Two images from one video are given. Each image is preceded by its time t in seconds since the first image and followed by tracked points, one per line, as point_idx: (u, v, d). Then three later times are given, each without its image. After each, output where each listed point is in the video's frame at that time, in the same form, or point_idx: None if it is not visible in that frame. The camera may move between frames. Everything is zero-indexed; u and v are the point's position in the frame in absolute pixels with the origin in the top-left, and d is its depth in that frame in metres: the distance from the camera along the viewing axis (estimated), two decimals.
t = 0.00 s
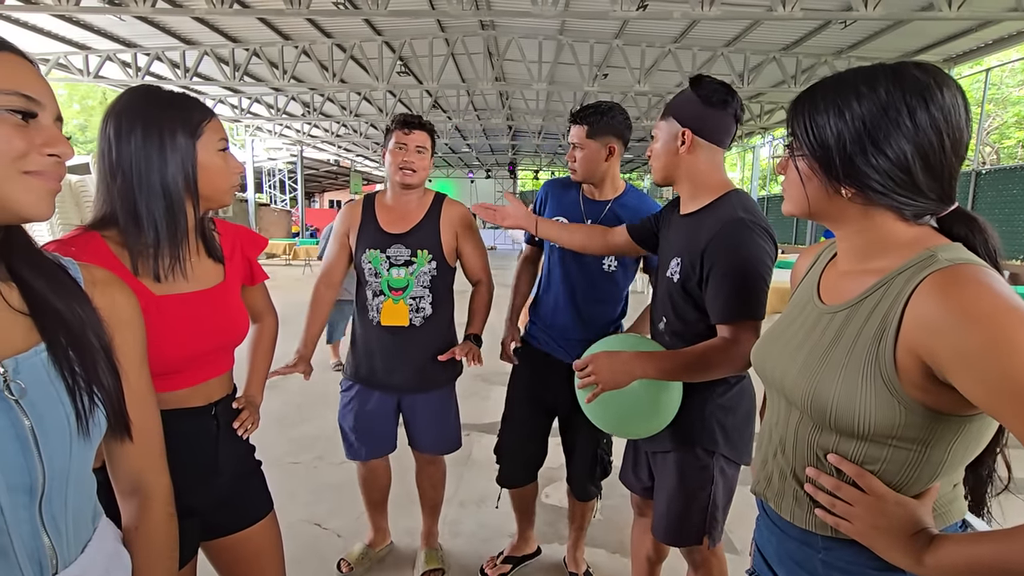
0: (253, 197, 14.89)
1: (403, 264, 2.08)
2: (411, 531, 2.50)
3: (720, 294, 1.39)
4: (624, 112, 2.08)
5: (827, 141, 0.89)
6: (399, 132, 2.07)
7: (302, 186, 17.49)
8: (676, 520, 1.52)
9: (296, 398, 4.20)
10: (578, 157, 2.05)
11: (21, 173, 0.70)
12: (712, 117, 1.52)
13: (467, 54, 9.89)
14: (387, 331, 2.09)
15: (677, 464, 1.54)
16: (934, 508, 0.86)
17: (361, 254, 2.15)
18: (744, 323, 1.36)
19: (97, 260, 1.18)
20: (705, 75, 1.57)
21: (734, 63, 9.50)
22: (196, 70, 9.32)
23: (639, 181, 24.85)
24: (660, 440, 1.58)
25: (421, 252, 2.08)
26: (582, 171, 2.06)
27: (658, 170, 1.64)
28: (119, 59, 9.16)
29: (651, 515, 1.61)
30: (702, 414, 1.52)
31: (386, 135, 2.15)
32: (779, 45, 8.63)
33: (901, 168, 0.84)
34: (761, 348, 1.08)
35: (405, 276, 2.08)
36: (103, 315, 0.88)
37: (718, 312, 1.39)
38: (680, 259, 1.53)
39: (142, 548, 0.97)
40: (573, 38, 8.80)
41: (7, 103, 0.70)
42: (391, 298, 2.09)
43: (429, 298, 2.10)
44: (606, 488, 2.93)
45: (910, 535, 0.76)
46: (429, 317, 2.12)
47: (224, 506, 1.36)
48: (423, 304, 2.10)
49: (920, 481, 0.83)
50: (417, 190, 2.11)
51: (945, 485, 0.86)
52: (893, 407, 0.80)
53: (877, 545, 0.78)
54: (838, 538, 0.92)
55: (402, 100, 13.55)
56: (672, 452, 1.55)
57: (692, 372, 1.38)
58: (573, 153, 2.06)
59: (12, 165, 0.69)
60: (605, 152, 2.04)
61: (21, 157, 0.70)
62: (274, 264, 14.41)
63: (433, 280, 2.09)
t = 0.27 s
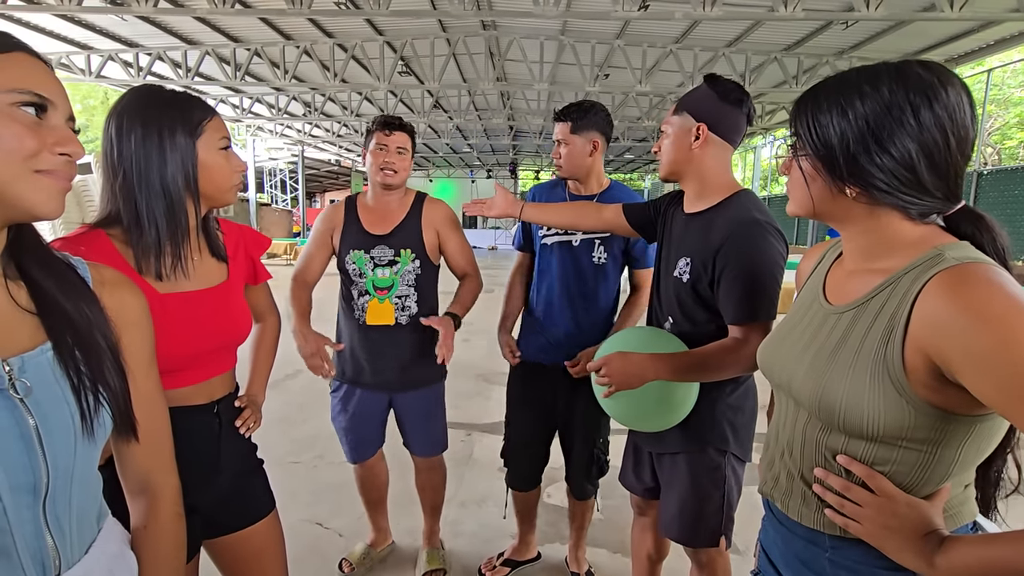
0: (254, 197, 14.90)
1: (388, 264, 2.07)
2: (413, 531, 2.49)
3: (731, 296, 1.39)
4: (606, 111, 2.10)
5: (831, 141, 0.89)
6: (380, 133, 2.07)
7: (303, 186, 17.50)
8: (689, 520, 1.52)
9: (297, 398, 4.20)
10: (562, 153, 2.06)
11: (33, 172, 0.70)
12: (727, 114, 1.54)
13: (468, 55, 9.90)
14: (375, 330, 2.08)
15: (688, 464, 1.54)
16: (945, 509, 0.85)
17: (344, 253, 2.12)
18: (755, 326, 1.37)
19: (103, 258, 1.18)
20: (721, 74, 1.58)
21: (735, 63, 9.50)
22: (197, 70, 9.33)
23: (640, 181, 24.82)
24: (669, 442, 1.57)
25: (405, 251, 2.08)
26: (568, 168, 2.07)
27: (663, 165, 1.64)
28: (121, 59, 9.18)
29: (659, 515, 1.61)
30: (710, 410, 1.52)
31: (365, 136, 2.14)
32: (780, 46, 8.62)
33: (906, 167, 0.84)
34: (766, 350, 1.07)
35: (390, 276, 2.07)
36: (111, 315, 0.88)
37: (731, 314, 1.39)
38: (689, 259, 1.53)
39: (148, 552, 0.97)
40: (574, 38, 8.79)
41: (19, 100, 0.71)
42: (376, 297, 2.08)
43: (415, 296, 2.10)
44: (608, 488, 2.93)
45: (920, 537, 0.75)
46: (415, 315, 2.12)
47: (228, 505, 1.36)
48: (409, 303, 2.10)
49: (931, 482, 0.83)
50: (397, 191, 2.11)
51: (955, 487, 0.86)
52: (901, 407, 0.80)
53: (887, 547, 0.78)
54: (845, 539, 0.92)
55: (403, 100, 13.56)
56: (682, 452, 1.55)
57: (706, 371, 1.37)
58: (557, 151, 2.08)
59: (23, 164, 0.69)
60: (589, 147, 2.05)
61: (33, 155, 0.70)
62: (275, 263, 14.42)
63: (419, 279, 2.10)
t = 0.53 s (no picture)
0: (256, 197, 14.91)
1: (383, 262, 2.10)
2: (415, 531, 2.49)
3: (735, 296, 1.38)
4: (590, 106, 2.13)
5: (840, 139, 0.88)
6: (377, 133, 2.05)
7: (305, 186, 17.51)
8: (687, 520, 1.51)
9: (299, 397, 4.19)
10: (549, 144, 2.08)
11: (42, 167, 0.69)
12: (734, 112, 1.53)
13: (470, 55, 9.90)
14: (377, 331, 2.07)
15: (687, 463, 1.53)
16: (953, 511, 0.85)
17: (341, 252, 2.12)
18: (758, 326, 1.36)
19: (108, 254, 1.20)
20: (729, 73, 1.57)
21: (737, 63, 9.49)
22: (200, 70, 9.34)
23: (641, 182, 24.80)
24: (670, 441, 1.56)
25: (394, 247, 2.09)
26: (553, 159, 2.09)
27: (668, 163, 1.63)
28: (123, 59, 9.20)
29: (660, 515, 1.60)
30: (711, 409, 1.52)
31: (361, 138, 2.13)
32: (783, 45, 8.61)
33: (915, 165, 0.83)
34: (772, 350, 1.07)
35: (386, 274, 2.10)
36: (120, 315, 0.87)
37: (735, 314, 1.38)
38: (693, 258, 1.52)
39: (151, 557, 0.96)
40: (577, 38, 8.77)
41: (26, 96, 0.71)
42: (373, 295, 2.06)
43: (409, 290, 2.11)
44: (610, 488, 2.92)
45: (930, 540, 0.75)
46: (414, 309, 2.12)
47: (230, 505, 1.35)
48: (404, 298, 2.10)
49: (937, 484, 0.82)
50: (390, 191, 2.10)
51: (963, 489, 0.85)
52: (908, 406, 0.79)
53: (894, 550, 0.77)
54: (856, 542, 0.91)
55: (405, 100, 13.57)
56: (682, 451, 1.54)
57: (711, 369, 1.36)
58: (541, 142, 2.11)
59: (32, 160, 0.68)
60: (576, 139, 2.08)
61: (40, 151, 0.69)
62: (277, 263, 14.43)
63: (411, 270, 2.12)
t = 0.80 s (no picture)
0: (258, 196, 14.94)
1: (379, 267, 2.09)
2: (417, 529, 2.49)
3: (733, 294, 1.38)
4: (583, 107, 2.16)
5: (845, 136, 0.88)
6: (383, 140, 2.04)
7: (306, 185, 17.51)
8: (685, 518, 1.51)
9: (300, 396, 4.20)
10: (538, 141, 2.09)
11: (84, 165, 0.72)
12: (734, 111, 1.53)
13: (472, 54, 9.90)
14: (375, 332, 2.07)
15: (683, 460, 1.53)
16: (953, 511, 0.84)
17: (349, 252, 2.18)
18: (755, 324, 1.36)
19: (98, 251, 1.19)
20: (730, 71, 1.57)
21: (739, 62, 9.47)
22: (202, 69, 9.34)
23: (643, 181, 24.77)
24: (667, 438, 1.56)
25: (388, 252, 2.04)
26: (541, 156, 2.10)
27: (669, 161, 1.63)
28: (125, 58, 9.22)
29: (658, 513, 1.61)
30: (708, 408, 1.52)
31: (371, 142, 2.13)
32: (785, 44, 8.58)
33: (920, 162, 0.82)
34: (773, 347, 1.06)
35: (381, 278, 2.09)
36: (124, 318, 0.87)
37: (733, 312, 1.38)
38: (691, 257, 1.51)
39: (138, 564, 0.96)
40: (578, 37, 8.75)
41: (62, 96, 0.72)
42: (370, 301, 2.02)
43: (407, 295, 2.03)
44: (610, 488, 2.91)
45: (929, 539, 0.74)
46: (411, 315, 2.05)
47: (226, 504, 1.35)
48: (403, 303, 2.03)
49: (938, 483, 0.82)
50: (401, 194, 2.09)
51: (962, 489, 0.85)
52: (912, 404, 0.78)
53: (893, 549, 0.77)
54: (855, 541, 0.90)
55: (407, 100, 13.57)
56: (679, 450, 1.54)
57: (707, 367, 1.37)
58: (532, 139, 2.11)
59: (76, 157, 0.70)
60: (567, 136, 2.09)
61: (82, 150, 0.71)
62: (279, 263, 14.45)
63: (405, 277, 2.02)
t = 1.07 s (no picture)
0: (259, 196, 14.96)
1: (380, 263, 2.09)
2: (416, 527, 2.50)
3: (730, 291, 1.38)
4: (564, 109, 2.12)
5: (842, 133, 0.88)
6: (396, 132, 2.07)
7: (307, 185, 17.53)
8: (682, 515, 1.51)
9: (302, 395, 4.21)
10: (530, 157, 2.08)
11: (93, 166, 0.73)
12: (731, 109, 1.53)
13: (472, 53, 9.90)
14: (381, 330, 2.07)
15: (681, 457, 1.53)
16: (946, 505, 0.85)
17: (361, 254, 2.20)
18: (752, 322, 1.36)
19: (91, 247, 1.19)
20: (726, 69, 1.57)
21: (740, 61, 9.46)
22: (202, 69, 9.35)
23: (644, 180, 24.75)
24: (665, 435, 1.57)
25: (390, 250, 2.04)
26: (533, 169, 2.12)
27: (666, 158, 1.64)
28: (126, 59, 9.24)
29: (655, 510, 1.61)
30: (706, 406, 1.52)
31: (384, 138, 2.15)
32: (785, 43, 8.56)
33: (916, 159, 0.83)
34: (770, 344, 1.06)
35: (381, 275, 2.10)
36: (122, 317, 0.88)
37: (729, 309, 1.38)
38: (689, 254, 1.52)
39: (132, 561, 0.97)
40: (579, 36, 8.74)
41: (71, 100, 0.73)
42: (372, 295, 2.13)
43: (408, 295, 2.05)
44: (610, 486, 2.91)
45: (922, 533, 0.75)
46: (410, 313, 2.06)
47: (222, 501, 1.36)
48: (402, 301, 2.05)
49: (934, 477, 0.83)
50: (411, 187, 2.07)
51: (956, 483, 0.85)
52: (909, 400, 0.79)
53: (888, 543, 0.77)
54: (847, 535, 0.91)
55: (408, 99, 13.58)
56: (676, 447, 1.55)
57: (705, 363, 1.37)
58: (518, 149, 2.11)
59: (86, 159, 0.71)
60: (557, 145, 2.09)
61: (91, 152, 0.73)
62: (280, 262, 14.48)
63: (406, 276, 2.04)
